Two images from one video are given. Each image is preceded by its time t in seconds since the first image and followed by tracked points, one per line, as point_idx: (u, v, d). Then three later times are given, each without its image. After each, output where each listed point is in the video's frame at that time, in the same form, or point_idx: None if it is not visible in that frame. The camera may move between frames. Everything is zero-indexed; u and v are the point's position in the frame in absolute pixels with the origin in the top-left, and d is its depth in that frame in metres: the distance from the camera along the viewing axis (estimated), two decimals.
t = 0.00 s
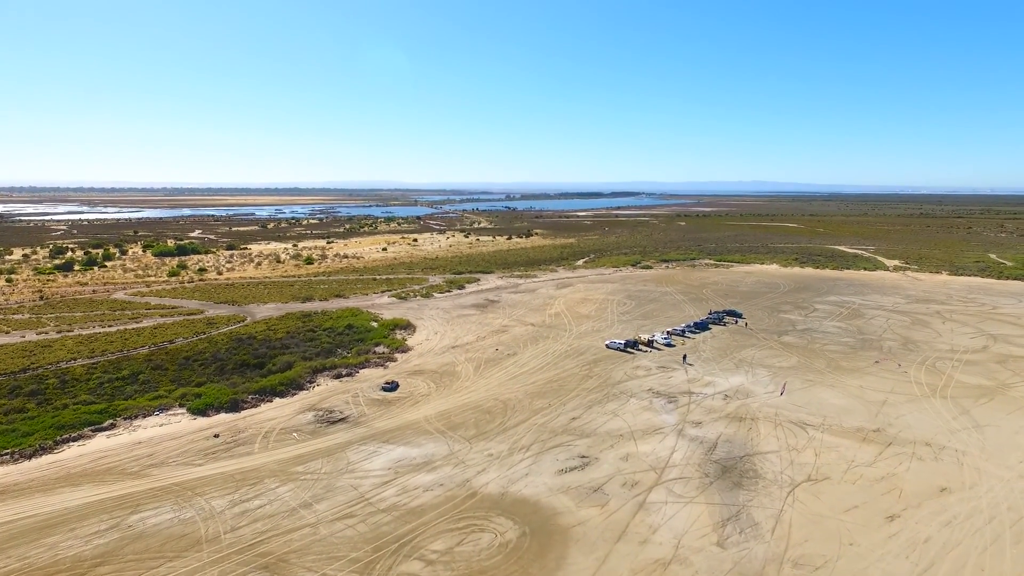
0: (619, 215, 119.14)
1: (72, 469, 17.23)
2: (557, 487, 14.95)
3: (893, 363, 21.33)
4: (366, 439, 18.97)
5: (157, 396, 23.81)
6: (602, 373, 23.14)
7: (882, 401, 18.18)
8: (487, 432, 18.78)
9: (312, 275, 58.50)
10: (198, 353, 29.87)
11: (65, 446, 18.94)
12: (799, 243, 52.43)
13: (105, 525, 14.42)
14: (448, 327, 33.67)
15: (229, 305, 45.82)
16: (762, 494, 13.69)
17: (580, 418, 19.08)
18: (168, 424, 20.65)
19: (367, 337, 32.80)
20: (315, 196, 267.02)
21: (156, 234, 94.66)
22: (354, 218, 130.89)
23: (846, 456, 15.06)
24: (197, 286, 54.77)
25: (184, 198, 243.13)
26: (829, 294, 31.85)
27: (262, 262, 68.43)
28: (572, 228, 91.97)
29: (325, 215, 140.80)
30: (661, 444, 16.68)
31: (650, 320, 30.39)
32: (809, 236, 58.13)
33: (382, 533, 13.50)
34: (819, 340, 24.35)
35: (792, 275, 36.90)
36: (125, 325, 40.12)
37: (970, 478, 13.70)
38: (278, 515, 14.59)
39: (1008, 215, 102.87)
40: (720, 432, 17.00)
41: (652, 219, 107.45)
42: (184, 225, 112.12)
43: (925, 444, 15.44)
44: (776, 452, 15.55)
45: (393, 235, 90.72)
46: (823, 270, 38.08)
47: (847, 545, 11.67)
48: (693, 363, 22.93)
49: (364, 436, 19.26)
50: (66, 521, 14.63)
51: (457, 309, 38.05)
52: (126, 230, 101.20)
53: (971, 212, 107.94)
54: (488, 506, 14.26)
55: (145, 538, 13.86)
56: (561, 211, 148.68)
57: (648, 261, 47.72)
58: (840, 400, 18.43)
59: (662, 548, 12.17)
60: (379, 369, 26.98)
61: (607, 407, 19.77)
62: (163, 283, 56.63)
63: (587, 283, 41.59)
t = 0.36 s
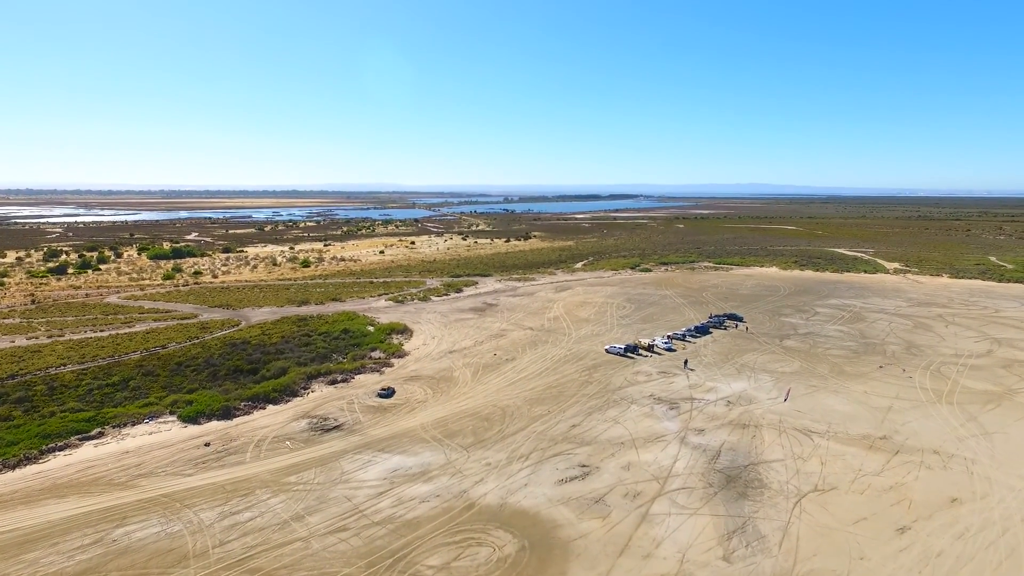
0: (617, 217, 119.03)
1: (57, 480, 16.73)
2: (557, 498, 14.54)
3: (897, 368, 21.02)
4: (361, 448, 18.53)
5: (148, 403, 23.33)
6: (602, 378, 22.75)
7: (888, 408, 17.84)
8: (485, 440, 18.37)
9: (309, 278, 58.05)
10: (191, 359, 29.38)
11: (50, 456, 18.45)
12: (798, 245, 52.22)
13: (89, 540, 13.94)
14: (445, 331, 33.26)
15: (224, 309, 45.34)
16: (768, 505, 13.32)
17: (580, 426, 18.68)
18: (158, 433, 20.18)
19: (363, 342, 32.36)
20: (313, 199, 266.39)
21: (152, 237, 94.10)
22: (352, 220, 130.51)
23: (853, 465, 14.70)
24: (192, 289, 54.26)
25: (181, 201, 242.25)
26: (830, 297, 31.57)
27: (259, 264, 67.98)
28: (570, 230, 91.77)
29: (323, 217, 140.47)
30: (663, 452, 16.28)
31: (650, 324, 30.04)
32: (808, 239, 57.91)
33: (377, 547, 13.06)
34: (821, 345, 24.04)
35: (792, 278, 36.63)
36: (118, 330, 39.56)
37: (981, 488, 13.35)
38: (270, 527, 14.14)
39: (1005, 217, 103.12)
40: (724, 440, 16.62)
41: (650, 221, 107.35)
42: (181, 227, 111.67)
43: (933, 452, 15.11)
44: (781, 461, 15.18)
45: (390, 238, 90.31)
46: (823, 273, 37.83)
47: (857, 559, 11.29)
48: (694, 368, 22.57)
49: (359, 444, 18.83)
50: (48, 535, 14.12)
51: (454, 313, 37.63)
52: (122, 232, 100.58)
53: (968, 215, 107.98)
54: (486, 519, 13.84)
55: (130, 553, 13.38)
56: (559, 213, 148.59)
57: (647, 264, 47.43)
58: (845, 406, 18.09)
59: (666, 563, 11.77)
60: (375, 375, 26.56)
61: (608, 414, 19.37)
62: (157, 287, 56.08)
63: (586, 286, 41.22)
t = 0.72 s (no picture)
0: (616, 212, 118.55)
1: (43, 483, 16.28)
2: (557, 501, 14.19)
3: (901, 366, 20.73)
4: (357, 449, 18.15)
5: (139, 402, 22.90)
6: (603, 376, 22.40)
7: (894, 406, 17.53)
8: (484, 440, 18.01)
9: (306, 274, 57.49)
10: (184, 356, 28.90)
11: (37, 458, 18.01)
12: (799, 241, 51.86)
13: (75, 545, 13.54)
14: (443, 328, 32.84)
15: (219, 305, 44.78)
16: (773, 508, 13.01)
17: (581, 425, 18.33)
18: (149, 433, 19.75)
19: (360, 339, 31.92)
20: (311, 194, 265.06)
21: (148, 232, 93.24)
22: (350, 215, 129.77)
23: (860, 466, 14.39)
24: (188, 285, 53.68)
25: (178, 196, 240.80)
26: (833, 293, 31.24)
27: (256, 260, 67.36)
28: (570, 225, 91.24)
29: (321, 212, 139.66)
30: (665, 453, 15.95)
31: (650, 320, 29.68)
32: (808, 234, 57.49)
33: (372, 553, 12.70)
34: (825, 341, 23.71)
35: (794, 274, 36.30)
36: (111, 327, 39.02)
37: (991, 490, 13.07)
38: (262, 532, 13.76)
39: (1004, 211, 102.95)
40: (727, 440, 16.28)
41: (650, 216, 106.83)
42: (178, 222, 110.75)
43: (941, 452, 14.82)
44: (787, 462, 14.85)
45: (388, 233, 89.64)
46: (824, 268, 37.51)
47: (867, 566, 10.98)
48: (696, 366, 22.22)
49: (355, 445, 18.44)
50: (31, 542, 13.67)
51: (452, 309, 37.20)
52: (118, 228, 99.79)
53: (969, 210, 107.39)
54: (485, 523, 13.49)
55: (118, 560, 13.01)
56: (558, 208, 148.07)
57: (647, 260, 47.02)
58: (850, 405, 17.79)
59: (670, 569, 11.43)
60: (372, 373, 26.16)
61: (609, 413, 19.02)
62: (152, 283, 55.46)
63: (585, 282, 40.81)
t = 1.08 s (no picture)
0: (616, 204, 117.71)
1: (29, 484, 15.86)
2: (558, 501, 13.84)
3: (907, 360, 20.40)
4: (353, 447, 17.76)
5: (131, 398, 22.47)
6: (603, 371, 22.02)
7: (900, 402, 17.22)
8: (482, 438, 17.64)
9: (303, 266, 56.87)
10: (177, 351, 28.42)
11: (24, 456, 17.58)
12: (800, 233, 51.49)
13: (60, 549, 13.14)
14: (441, 322, 32.40)
15: (215, 298, 44.23)
16: (780, 509, 12.67)
17: (581, 422, 17.97)
18: (140, 431, 19.32)
19: (356, 333, 31.47)
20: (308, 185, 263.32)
21: (144, 224, 92.28)
22: (348, 207, 128.66)
23: (867, 464, 14.06)
24: (183, 278, 53.04)
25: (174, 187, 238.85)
26: (835, 285, 30.89)
27: (252, 252, 66.68)
28: (569, 217, 90.67)
29: (318, 204, 138.41)
30: (668, 451, 15.60)
31: (651, 314, 29.28)
32: (809, 226, 57.12)
33: (367, 556, 12.33)
34: (828, 335, 23.38)
35: (796, 266, 35.91)
36: (104, 320, 38.43)
37: (1002, 489, 12.76)
38: (255, 535, 13.38)
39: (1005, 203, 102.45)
40: (731, 438, 15.94)
41: (649, 208, 106.13)
42: (174, 214, 109.74)
43: (950, 450, 14.50)
44: (793, 460, 14.52)
45: (387, 225, 88.98)
46: (826, 260, 37.14)
47: (878, 570, 10.66)
48: (698, 360, 21.84)
49: (351, 443, 18.06)
50: (16, 545, 13.25)
51: (451, 302, 36.72)
52: (114, 219, 98.77)
53: (970, 203, 106.71)
54: (483, 525, 13.13)
55: (105, 564, 12.60)
56: (558, 200, 147.30)
57: (647, 252, 46.57)
58: (855, 401, 17.46)
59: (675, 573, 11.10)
60: (368, 368, 25.75)
61: (610, 409, 18.65)
62: (147, 275, 54.79)
63: (585, 274, 40.36)
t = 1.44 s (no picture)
0: (616, 196, 117.00)
1: (17, 484, 15.46)
2: (559, 501, 13.52)
3: (912, 355, 20.08)
4: (350, 445, 17.40)
5: (123, 395, 22.05)
6: (604, 366, 21.66)
7: (907, 398, 16.90)
8: (482, 436, 17.29)
9: (300, 259, 56.30)
10: (171, 346, 27.95)
11: (12, 455, 17.18)
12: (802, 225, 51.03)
13: (46, 553, 12.78)
14: (440, 316, 31.97)
15: (211, 292, 43.71)
16: (787, 510, 12.36)
17: (582, 419, 17.64)
18: (131, 429, 18.90)
19: (354, 327, 31.03)
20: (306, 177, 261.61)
21: (141, 216, 91.42)
22: (346, 199, 127.61)
23: (876, 463, 13.75)
24: (179, 271, 52.46)
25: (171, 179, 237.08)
26: (838, 278, 30.52)
27: (250, 245, 66.05)
28: (569, 209, 90.06)
29: (317, 196, 137.39)
30: (672, 449, 15.27)
31: (652, 307, 28.90)
32: (811, 218, 56.69)
33: (363, 560, 12.00)
34: (832, 329, 23.03)
35: (798, 259, 35.52)
36: (99, 315, 37.92)
37: (1014, 489, 12.47)
38: (248, 537, 13.04)
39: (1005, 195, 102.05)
40: (736, 436, 15.60)
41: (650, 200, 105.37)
42: (171, 206, 108.67)
43: (959, 448, 14.20)
44: (799, 458, 14.20)
45: (386, 217, 88.31)
46: (829, 253, 36.73)
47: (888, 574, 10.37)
48: (701, 356, 21.48)
49: (348, 441, 17.70)
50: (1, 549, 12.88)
51: (450, 296, 36.27)
52: (110, 211, 97.82)
53: (970, 193, 106.44)
54: (483, 527, 12.80)
55: (92, 569, 12.26)
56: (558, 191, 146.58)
57: (647, 244, 46.11)
58: (861, 397, 17.14)
59: None
60: (366, 363, 25.36)
61: (612, 406, 18.30)
62: (142, 268, 54.16)
63: (585, 267, 39.91)
